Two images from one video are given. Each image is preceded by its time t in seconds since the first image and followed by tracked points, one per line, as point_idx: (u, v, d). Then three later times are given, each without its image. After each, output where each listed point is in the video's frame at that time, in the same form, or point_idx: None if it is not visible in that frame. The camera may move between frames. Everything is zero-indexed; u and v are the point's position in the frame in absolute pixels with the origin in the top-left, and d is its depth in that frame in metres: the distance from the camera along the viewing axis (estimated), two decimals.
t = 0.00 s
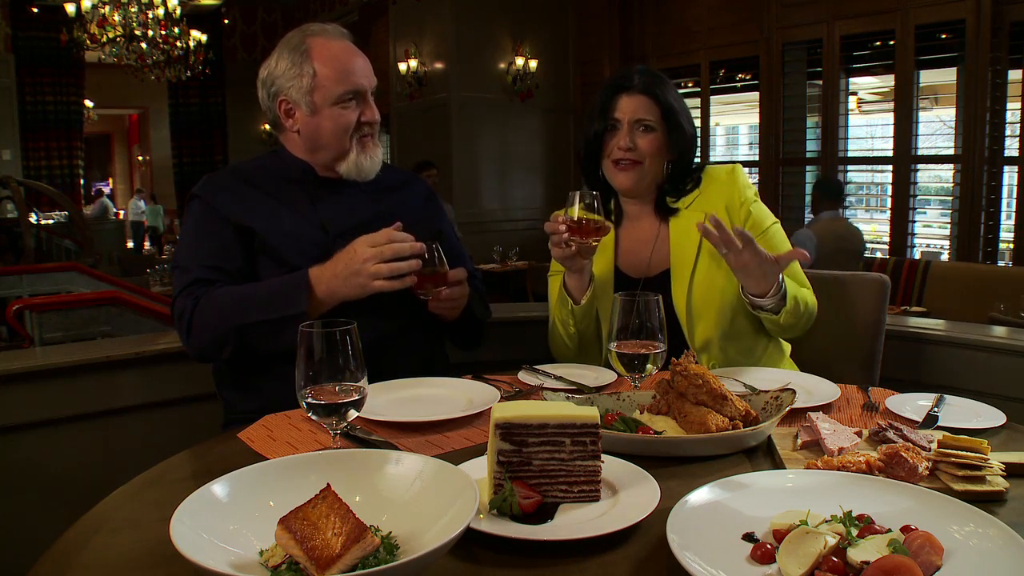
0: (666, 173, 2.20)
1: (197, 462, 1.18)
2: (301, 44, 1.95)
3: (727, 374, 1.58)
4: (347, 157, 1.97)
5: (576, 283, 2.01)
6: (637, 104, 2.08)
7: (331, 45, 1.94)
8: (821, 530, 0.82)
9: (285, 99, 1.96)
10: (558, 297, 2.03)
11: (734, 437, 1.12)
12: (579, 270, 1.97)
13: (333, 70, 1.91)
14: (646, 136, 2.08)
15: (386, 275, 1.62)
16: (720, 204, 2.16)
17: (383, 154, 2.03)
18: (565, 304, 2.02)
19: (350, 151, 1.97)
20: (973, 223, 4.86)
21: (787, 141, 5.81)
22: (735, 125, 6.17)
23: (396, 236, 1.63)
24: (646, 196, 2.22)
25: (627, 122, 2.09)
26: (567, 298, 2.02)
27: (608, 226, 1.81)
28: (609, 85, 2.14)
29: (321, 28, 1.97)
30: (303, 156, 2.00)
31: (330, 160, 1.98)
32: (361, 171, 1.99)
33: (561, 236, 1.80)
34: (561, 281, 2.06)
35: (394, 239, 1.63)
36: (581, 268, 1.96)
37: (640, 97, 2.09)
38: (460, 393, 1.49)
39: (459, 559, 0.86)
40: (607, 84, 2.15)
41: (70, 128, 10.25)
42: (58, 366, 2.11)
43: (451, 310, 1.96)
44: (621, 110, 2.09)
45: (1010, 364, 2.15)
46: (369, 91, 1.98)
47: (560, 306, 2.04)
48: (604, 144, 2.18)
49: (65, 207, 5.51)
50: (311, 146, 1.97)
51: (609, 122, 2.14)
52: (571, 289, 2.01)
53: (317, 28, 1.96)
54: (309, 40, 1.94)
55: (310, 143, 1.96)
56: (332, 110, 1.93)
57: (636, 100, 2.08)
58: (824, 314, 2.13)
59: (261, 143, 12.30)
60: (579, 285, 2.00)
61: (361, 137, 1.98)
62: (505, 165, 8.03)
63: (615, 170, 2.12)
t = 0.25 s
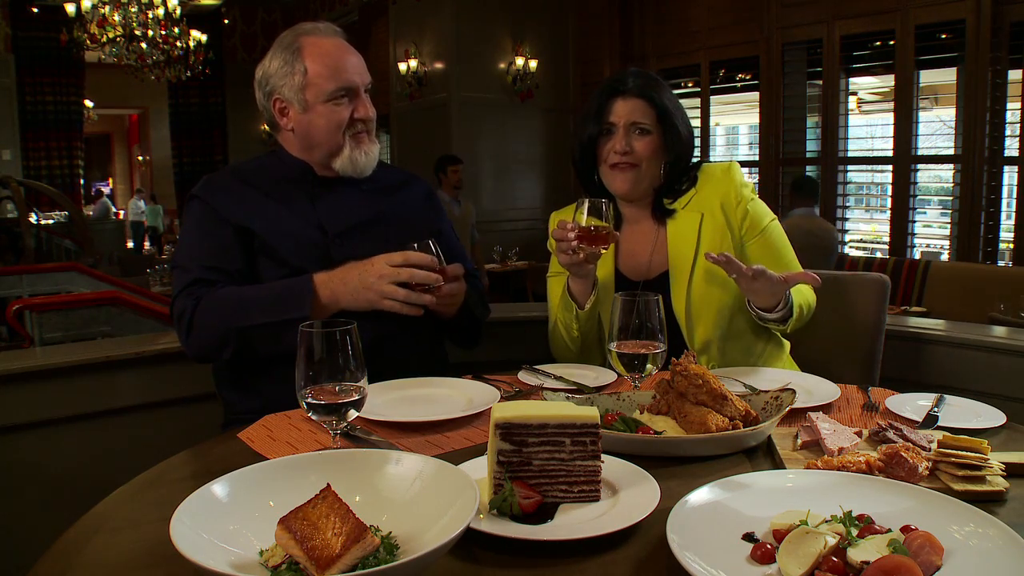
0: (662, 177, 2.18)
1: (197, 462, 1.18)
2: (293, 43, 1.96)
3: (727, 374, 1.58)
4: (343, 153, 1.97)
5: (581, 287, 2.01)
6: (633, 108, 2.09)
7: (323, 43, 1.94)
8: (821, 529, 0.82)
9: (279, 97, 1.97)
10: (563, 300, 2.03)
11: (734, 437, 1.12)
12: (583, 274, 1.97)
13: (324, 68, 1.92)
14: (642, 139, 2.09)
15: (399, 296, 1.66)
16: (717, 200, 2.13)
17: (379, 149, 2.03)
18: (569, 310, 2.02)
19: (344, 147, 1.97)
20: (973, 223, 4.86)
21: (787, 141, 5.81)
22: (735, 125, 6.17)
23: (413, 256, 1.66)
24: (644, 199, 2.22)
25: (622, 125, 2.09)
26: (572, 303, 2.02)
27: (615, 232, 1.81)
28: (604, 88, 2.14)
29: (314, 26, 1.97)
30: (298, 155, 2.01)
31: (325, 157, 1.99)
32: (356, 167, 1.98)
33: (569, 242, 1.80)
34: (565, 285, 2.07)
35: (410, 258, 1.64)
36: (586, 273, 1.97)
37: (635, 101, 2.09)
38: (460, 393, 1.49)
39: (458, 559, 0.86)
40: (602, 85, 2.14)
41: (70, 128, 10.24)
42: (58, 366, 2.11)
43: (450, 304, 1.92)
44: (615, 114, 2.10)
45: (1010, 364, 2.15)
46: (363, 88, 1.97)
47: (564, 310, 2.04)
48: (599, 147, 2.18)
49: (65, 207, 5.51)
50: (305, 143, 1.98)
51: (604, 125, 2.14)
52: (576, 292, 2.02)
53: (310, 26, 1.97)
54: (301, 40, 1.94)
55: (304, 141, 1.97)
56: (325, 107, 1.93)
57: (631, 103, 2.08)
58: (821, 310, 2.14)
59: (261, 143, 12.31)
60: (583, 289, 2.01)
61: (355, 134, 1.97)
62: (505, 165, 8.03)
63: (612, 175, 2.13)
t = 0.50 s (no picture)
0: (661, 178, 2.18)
1: (197, 462, 1.18)
2: (289, 43, 1.98)
3: (726, 374, 1.58)
4: (332, 152, 1.97)
5: (581, 289, 2.00)
6: (630, 108, 2.08)
7: (316, 43, 1.95)
8: (821, 529, 0.82)
9: (274, 96, 2.00)
10: (563, 302, 2.02)
11: (734, 437, 1.12)
12: (584, 275, 1.96)
13: (314, 68, 1.93)
14: (639, 139, 2.08)
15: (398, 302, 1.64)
16: (717, 203, 2.15)
17: (372, 149, 2.01)
18: (572, 312, 2.01)
19: (333, 145, 1.96)
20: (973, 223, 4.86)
21: (787, 141, 5.81)
22: (735, 125, 6.17)
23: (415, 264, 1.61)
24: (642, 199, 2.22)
25: (619, 125, 2.09)
26: (572, 304, 2.01)
27: (616, 233, 1.80)
28: (601, 88, 2.13)
29: (311, 27, 1.99)
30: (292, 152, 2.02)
31: (317, 155, 1.99)
32: (347, 164, 1.98)
33: (570, 243, 1.79)
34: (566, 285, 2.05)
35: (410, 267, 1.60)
36: (587, 274, 1.96)
37: (631, 101, 2.09)
38: (460, 393, 1.49)
39: (459, 559, 0.86)
40: (598, 86, 2.14)
41: (70, 128, 10.24)
42: (58, 366, 2.10)
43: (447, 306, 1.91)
44: (612, 114, 2.09)
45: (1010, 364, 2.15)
46: (354, 87, 1.97)
47: (565, 311, 2.02)
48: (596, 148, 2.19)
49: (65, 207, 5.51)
50: (298, 142, 2.00)
51: (601, 127, 2.13)
52: (577, 294, 2.01)
53: (307, 27, 1.98)
54: (295, 40, 1.96)
55: (296, 139, 1.99)
56: (314, 106, 1.94)
57: (628, 103, 2.08)
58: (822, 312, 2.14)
59: (261, 143, 12.31)
60: (584, 290, 2.00)
61: (345, 132, 1.96)
62: (505, 165, 8.03)
63: (610, 176, 2.12)
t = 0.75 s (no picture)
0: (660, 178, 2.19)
1: (198, 462, 1.18)
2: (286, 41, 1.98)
3: (726, 374, 1.58)
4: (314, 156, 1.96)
5: (583, 288, 2.00)
6: (626, 108, 2.09)
7: (306, 43, 1.92)
8: (821, 529, 0.82)
9: (270, 94, 2.03)
10: (565, 301, 2.01)
11: (734, 437, 1.12)
12: (585, 274, 1.96)
13: (300, 70, 1.91)
14: (634, 139, 2.09)
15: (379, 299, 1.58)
16: (717, 203, 2.14)
17: (355, 156, 1.97)
18: (573, 310, 2.00)
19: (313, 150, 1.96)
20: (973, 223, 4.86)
21: (787, 141, 5.81)
22: (735, 125, 6.17)
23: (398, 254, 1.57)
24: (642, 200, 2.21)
25: (615, 125, 2.09)
26: (573, 302, 2.00)
27: (620, 231, 1.80)
28: (596, 90, 2.14)
29: (307, 28, 1.96)
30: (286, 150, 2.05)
31: (304, 158, 2.00)
32: (327, 171, 1.96)
33: (575, 241, 1.79)
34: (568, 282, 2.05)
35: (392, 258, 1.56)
36: (588, 272, 1.96)
37: (628, 101, 2.09)
38: (460, 393, 1.49)
39: (459, 559, 0.86)
40: (595, 86, 2.14)
41: (70, 128, 10.24)
42: (57, 366, 2.10)
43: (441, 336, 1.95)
44: (608, 115, 2.10)
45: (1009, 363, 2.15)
46: (337, 92, 1.93)
47: (567, 311, 2.01)
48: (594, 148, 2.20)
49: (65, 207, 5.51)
50: (288, 141, 2.02)
51: (597, 127, 2.14)
52: (578, 293, 2.00)
53: (303, 27, 1.96)
54: (289, 39, 1.95)
55: (287, 140, 2.01)
56: (298, 108, 1.94)
57: (624, 103, 2.09)
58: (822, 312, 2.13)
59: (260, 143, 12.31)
60: (586, 289, 1.99)
61: (326, 138, 1.94)
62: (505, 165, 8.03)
63: (607, 176, 2.13)
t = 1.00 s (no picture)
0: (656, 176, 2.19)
1: (198, 462, 1.18)
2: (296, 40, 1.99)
3: (726, 374, 1.58)
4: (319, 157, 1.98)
5: (581, 287, 2.00)
6: (621, 105, 2.10)
7: (316, 43, 1.94)
8: (820, 529, 0.82)
9: (278, 94, 2.04)
10: (563, 300, 2.01)
11: (734, 437, 1.12)
12: (584, 273, 1.97)
13: (308, 71, 1.93)
14: (630, 136, 2.09)
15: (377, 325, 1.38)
16: (717, 203, 2.14)
17: (361, 160, 1.99)
18: (570, 307, 2.01)
19: (319, 153, 1.98)
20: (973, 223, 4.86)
21: (787, 141, 5.81)
22: (735, 125, 6.17)
23: (395, 272, 1.36)
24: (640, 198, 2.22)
25: (609, 122, 2.10)
26: (571, 300, 2.01)
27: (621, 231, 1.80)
28: (592, 88, 2.15)
29: (316, 28, 1.97)
30: (291, 149, 2.06)
31: (309, 159, 2.01)
32: (331, 175, 1.97)
33: (576, 240, 1.80)
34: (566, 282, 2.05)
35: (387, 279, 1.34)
36: (586, 271, 1.96)
37: (621, 99, 2.10)
38: (459, 393, 1.49)
39: (459, 559, 0.86)
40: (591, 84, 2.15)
41: (70, 128, 10.23)
42: (58, 365, 2.10)
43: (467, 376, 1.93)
44: (602, 113, 2.11)
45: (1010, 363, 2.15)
46: (345, 94, 1.96)
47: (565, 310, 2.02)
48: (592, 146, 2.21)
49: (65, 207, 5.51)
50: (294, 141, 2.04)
51: (594, 124, 2.16)
52: (576, 292, 2.00)
53: (313, 27, 1.97)
54: (298, 38, 1.96)
55: (294, 139, 2.03)
56: (305, 109, 1.97)
57: (618, 100, 2.10)
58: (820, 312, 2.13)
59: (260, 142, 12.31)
60: (583, 289, 2.00)
61: (332, 141, 1.96)
62: (505, 165, 8.03)
63: (603, 173, 2.13)
